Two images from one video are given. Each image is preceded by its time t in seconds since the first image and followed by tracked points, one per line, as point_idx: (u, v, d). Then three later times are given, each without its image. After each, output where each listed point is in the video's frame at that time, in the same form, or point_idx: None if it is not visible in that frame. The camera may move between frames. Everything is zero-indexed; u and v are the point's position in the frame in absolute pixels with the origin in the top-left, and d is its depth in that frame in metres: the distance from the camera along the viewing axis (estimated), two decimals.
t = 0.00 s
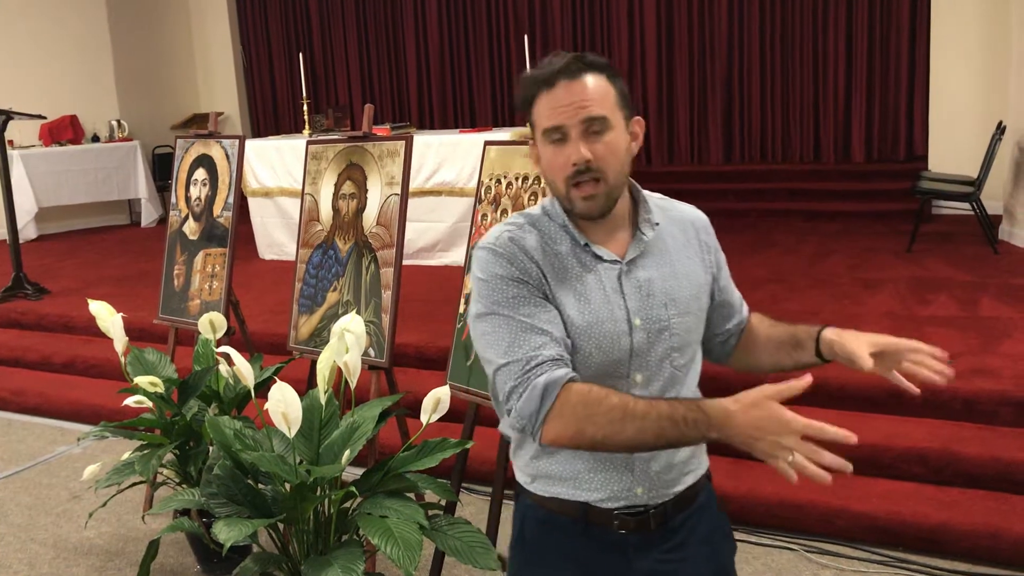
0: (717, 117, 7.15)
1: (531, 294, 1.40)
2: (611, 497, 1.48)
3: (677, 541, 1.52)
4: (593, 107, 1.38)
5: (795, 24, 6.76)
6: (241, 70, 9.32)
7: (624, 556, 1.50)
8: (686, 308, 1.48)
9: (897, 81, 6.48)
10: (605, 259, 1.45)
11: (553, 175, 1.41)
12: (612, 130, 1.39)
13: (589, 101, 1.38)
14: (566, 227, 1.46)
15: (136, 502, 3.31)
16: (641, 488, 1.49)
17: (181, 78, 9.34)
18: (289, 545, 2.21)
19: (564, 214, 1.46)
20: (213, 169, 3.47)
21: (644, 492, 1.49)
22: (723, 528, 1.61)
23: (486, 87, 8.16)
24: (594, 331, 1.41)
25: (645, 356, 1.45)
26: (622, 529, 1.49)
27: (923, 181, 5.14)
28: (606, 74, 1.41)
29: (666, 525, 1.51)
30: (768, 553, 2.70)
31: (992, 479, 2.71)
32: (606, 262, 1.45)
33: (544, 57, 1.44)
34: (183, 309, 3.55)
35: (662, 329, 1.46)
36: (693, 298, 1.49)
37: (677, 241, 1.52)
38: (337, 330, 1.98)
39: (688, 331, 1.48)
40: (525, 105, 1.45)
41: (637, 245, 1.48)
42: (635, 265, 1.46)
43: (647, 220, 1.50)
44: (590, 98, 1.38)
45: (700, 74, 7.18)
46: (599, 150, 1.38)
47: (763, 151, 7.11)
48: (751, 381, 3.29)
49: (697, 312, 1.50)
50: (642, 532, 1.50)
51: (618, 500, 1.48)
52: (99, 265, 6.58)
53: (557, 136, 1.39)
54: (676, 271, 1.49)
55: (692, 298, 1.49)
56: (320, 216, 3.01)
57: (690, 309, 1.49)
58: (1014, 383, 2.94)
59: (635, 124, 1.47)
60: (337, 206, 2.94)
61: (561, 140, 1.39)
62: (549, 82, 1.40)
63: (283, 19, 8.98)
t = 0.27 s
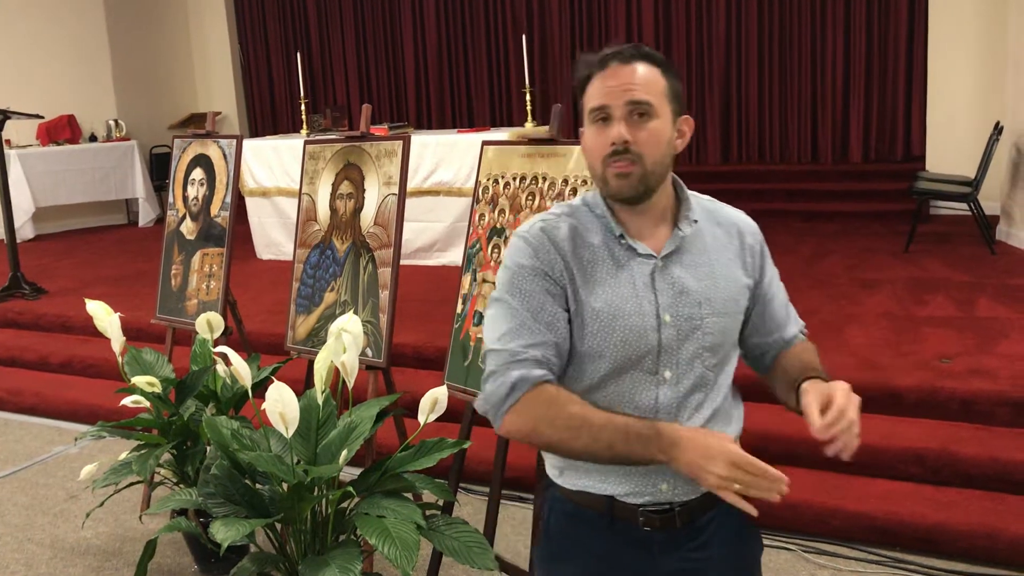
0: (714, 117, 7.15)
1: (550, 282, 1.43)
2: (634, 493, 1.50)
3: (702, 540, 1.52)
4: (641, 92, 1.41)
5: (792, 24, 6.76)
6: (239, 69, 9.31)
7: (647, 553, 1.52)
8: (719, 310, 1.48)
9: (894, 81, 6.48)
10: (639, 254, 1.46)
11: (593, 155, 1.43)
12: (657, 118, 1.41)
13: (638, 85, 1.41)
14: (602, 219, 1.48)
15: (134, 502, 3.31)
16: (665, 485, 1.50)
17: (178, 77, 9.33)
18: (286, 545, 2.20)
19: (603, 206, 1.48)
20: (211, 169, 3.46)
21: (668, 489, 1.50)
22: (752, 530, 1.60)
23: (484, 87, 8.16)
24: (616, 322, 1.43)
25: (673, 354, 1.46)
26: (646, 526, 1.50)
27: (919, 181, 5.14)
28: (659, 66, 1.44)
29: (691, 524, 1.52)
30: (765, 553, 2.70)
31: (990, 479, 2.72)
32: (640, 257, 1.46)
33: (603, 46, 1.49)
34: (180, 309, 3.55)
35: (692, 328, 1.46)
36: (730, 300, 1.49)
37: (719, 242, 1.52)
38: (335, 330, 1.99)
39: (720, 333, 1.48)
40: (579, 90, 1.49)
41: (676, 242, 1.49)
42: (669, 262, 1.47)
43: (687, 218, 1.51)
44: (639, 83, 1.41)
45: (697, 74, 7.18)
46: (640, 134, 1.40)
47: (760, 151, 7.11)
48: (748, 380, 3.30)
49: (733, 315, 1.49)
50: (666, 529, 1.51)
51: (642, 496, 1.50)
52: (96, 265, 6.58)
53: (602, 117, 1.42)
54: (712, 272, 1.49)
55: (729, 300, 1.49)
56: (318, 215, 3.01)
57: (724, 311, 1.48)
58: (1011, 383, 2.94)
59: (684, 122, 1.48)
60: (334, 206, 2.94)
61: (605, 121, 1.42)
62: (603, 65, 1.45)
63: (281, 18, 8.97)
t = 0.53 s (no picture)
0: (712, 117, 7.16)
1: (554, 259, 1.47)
2: (623, 481, 1.47)
3: (694, 537, 1.49)
4: (674, 90, 1.38)
5: (790, 24, 6.77)
6: (237, 68, 9.30)
7: (636, 544, 1.50)
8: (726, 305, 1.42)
9: (892, 81, 6.49)
10: (646, 242, 1.45)
11: (627, 153, 1.39)
12: (692, 116, 1.39)
13: (670, 83, 1.39)
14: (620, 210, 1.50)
15: (131, 501, 3.31)
16: (654, 476, 1.45)
17: (176, 76, 9.33)
18: (284, 543, 2.21)
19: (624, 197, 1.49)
20: (209, 168, 3.46)
21: (657, 480, 1.45)
22: (752, 537, 1.54)
23: (482, 86, 8.16)
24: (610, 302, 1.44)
25: (669, 343, 1.42)
26: (636, 518, 1.48)
27: (917, 181, 5.15)
28: (687, 65, 1.43)
29: (683, 521, 1.48)
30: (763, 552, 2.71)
31: (986, 478, 2.73)
32: (646, 246, 1.45)
33: (631, 44, 1.46)
34: (177, 308, 3.55)
35: (689, 320, 1.42)
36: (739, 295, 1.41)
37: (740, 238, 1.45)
38: (333, 329, 1.99)
39: (726, 327, 1.42)
40: (605, 90, 1.46)
41: (688, 236, 1.45)
42: (676, 253, 1.44)
43: (703, 213, 1.46)
44: (673, 82, 1.39)
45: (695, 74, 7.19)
46: (683, 132, 1.36)
47: (758, 151, 7.12)
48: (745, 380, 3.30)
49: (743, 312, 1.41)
50: (655, 522, 1.48)
51: (630, 485, 1.47)
52: (94, 264, 6.57)
53: (639, 117, 1.38)
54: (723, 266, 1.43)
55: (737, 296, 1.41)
56: (315, 215, 3.01)
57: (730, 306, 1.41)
58: (1008, 382, 2.95)
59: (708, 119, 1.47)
60: (332, 205, 2.94)
61: (643, 120, 1.38)
62: (635, 65, 1.42)
63: (279, 17, 8.96)
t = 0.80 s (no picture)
0: (712, 116, 7.16)
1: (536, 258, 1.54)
2: (599, 478, 1.51)
3: (672, 536, 1.51)
4: (660, 93, 1.40)
5: (790, 24, 6.77)
6: (236, 67, 9.30)
7: (613, 542, 1.54)
8: (698, 301, 1.44)
9: (892, 81, 6.48)
10: (623, 242, 1.50)
11: (614, 154, 1.41)
12: (676, 118, 1.41)
13: (657, 86, 1.41)
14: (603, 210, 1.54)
15: (131, 500, 3.31)
16: (627, 473, 1.48)
17: (176, 76, 9.32)
18: (283, 543, 2.21)
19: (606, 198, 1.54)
20: (208, 167, 3.46)
21: (630, 477, 1.48)
22: (730, 538, 1.55)
23: (481, 86, 8.16)
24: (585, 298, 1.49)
25: (642, 338, 1.46)
26: (612, 516, 1.52)
27: (916, 181, 5.15)
28: (673, 69, 1.45)
29: (658, 520, 1.50)
30: (762, 551, 2.71)
31: (984, 477, 2.73)
32: (624, 246, 1.49)
33: (619, 47, 1.48)
34: (177, 306, 3.55)
35: (664, 318, 1.45)
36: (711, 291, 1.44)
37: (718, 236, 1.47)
38: (332, 328, 1.99)
39: (698, 323, 1.45)
40: (592, 92, 1.48)
41: (664, 234, 1.47)
42: (652, 252, 1.47)
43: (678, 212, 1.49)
44: (658, 86, 1.41)
45: (695, 74, 7.18)
46: (667, 135, 1.39)
47: (758, 150, 7.12)
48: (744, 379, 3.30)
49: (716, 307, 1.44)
50: (631, 521, 1.51)
51: (606, 483, 1.50)
52: (93, 263, 6.57)
53: (626, 119, 1.40)
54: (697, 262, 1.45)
55: (709, 295, 1.44)
56: (314, 214, 3.01)
57: (702, 302, 1.44)
58: (1007, 382, 2.95)
59: (693, 121, 1.49)
60: (331, 204, 2.94)
61: (629, 123, 1.40)
62: (621, 68, 1.44)
63: (279, 17, 8.96)
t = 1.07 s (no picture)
0: (712, 115, 7.16)
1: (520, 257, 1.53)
2: (584, 474, 1.51)
3: (656, 529, 1.52)
4: (642, 87, 1.41)
5: (790, 23, 6.77)
6: (236, 66, 9.30)
7: (598, 535, 1.54)
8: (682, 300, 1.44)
9: (892, 80, 6.48)
10: (606, 240, 1.49)
11: (594, 147, 1.41)
12: (658, 113, 1.41)
13: (640, 80, 1.41)
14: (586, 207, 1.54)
15: (131, 499, 3.31)
16: (612, 469, 1.49)
17: (175, 75, 9.32)
18: (283, 542, 2.21)
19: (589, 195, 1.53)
20: (208, 166, 3.46)
21: (615, 473, 1.49)
22: (713, 529, 1.55)
23: (482, 85, 8.16)
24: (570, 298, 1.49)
25: (626, 337, 1.46)
26: (598, 509, 1.52)
27: (916, 180, 5.15)
28: (657, 64, 1.45)
29: (643, 513, 1.51)
30: (761, 550, 2.71)
31: (984, 477, 2.73)
32: (607, 245, 1.49)
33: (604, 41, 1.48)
34: (177, 305, 3.55)
35: (646, 319, 1.46)
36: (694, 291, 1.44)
37: (702, 235, 1.47)
38: (331, 327, 1.99)
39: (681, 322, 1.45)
40: (576, 84, 1.48)
41: (648, 233, 1.48)
42: (636, 250, 1.47)
43: (662, 210, 1.49)
44: (641, 80, 1.41)
45: (695, 73, 7.18)
46: (646, 129, 1.39)
47: (758, 150, 7.11)
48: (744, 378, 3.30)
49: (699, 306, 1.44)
50: (617, 515, 1.51)
51: (590, 478, 1.51)
52: (93, 262, 6.57)
53: (606, 111, 1.41)
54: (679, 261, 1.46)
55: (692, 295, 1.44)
56: (314, 213, 3.01)
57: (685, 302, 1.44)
58: (1007, 381, 2.95)
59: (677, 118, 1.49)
60: (331, 203, 2.93)
61: (609, 116, 1.40)
62: (605, 61, 1.44)
63: (279, 16, 8.96)
